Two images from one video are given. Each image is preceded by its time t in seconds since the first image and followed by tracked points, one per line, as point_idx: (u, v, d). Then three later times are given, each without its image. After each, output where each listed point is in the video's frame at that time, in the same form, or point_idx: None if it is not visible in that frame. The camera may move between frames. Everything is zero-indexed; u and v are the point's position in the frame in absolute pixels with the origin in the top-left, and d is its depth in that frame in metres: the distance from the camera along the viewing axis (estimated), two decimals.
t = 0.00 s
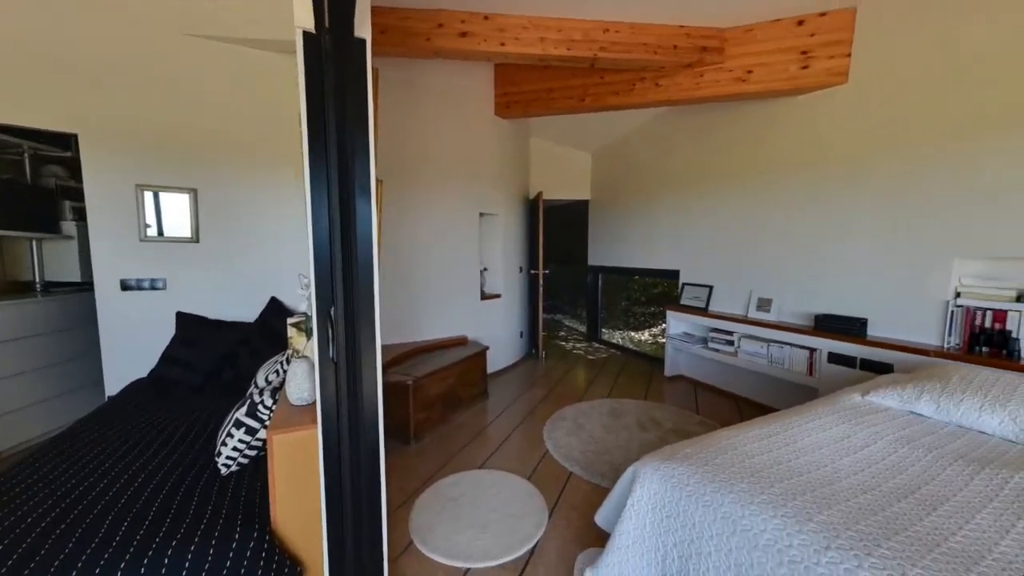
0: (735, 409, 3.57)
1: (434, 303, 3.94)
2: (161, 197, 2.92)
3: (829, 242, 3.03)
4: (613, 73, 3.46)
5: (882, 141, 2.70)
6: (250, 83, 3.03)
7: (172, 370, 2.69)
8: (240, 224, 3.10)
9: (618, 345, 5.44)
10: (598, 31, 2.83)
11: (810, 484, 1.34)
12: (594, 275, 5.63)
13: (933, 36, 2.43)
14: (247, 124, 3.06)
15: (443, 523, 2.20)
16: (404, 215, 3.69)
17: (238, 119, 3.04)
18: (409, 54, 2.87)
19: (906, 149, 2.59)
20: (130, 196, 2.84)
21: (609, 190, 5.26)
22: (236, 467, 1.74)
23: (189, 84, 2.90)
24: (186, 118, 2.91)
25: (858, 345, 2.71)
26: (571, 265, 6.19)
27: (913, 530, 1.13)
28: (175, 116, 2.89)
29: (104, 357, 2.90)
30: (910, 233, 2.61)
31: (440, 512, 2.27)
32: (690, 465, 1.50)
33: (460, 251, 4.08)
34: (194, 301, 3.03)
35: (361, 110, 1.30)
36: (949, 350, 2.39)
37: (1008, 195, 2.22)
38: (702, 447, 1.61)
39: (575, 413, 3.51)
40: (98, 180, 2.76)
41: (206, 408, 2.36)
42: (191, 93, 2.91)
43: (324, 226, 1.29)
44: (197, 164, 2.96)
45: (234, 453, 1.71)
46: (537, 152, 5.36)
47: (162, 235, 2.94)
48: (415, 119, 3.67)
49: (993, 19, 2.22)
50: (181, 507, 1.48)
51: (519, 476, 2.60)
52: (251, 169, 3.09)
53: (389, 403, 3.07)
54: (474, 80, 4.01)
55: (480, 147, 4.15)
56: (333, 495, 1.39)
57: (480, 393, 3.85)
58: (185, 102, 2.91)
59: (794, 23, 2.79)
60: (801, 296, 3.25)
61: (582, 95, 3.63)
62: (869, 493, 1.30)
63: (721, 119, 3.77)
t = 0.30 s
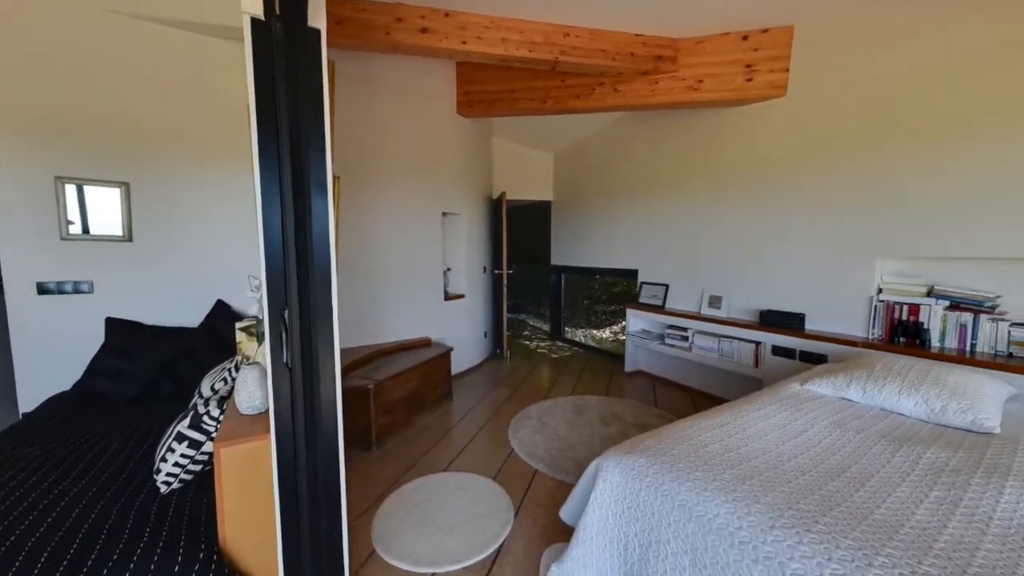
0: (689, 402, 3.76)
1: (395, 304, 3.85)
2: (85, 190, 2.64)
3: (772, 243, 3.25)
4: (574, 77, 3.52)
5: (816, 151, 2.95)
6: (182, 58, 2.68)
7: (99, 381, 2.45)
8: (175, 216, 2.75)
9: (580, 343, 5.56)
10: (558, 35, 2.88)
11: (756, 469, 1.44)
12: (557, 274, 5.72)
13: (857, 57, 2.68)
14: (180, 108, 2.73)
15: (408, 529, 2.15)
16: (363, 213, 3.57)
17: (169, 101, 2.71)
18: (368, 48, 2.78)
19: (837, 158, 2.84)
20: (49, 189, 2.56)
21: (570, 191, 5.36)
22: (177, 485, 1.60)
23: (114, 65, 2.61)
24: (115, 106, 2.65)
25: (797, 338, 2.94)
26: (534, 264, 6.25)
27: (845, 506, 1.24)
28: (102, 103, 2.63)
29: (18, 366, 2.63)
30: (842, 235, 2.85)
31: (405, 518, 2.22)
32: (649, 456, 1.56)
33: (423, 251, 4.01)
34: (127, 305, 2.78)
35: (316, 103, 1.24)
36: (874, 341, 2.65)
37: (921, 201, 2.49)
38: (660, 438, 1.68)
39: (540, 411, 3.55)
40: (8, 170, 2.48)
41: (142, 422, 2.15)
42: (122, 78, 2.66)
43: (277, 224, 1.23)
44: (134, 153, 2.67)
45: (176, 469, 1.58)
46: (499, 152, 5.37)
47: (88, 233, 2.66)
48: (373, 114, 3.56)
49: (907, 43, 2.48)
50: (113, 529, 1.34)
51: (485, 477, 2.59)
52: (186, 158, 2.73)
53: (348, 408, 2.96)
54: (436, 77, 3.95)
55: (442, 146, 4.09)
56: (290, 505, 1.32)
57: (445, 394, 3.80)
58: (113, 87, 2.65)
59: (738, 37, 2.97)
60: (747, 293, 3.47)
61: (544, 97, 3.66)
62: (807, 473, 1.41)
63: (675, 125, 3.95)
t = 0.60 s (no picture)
0: (650, 396, 3.90)
1: (357, 305, 3.73)
2: None
3: (725, 244, 3.43)
4: (538, 79, 3.54)
5: (762, 158, 3.14)
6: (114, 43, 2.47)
7: (16, 394, 2.21)
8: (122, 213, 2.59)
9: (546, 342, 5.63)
10: (522, 36, 2.89)
11: (713, 458, 1.52)
12: (523, 274, 5.75)
13: (797, 72, 2.89)
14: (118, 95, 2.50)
15: (372, 537, 2.09)
16: (322, 212, 3.43)
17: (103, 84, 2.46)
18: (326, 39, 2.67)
19: (781, 165, 3.04)
20: None
21: (535, 192, 5.41)
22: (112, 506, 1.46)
23: (29, 39, 2.28)
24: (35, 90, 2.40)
25: (747, 334, 3.12)
26: (500, 264, 6.26)
27: (790, 488, 1.33)
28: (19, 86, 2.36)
29: None
30: (786, 237, 3.06)
31: (369, 526, 2.15)
32: (613, 450, 1.60)
33: (386, 251, 3.91)
34: (51, 309, 2.52)
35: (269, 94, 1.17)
36: (814, 335, 2.87)
37: (852, 206, 2.72)
38: (623, 432, 1.73)
39: (507, 410, 3.56)
40: None
41: (69, 437, 1.96)
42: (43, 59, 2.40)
43: (226, 222, 1.16)
44: (62, 144, 2.42)
45: (111, 489, 1.44)
46: (464, 152, 5.32)
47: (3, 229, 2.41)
48: (331, 109, 3.43)
49: (841, 61, 2.70)
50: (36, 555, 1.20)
51: (451, 479, 2.56)
52: (119, 151, 2.53)
53: (308, 415, 2.84)
54: (398, 73, 3.85)
55: (405, 143, 4.00)
56: (242, 518, 1.25)
57: (410, 397, 3.72)
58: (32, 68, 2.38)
59: (692, 48, 3.14)
60: (702, 292, 3.65)
61: (508, 98, 3.66)
62: (758, 460, 1.51)
63: (635, 129, 4.07)
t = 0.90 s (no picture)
0: (613, 392, 4.02)
1: (315, 308, 3.57)
2: None
3: (681, 245, 3.60)
4: (502, 79, 3.52)
5: (714, 163, 3.31)
6: (43, 18, 2.22)
7: None
8: (83, 205, 2.35)
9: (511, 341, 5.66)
10: (486, 36, 2.88)
11: (672, 449, 1.59)
12: (488, 275, 5.74)
13: (745, 83, 3.07)
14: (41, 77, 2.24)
15: (333, 548, 2.01)
16: (276, 210, 3.26)
17: (22, 65, 2.21)
18: (279, 28, 2.54)
19: (732, 170, 3.22)
20: None
21: (500, 192, 5.41)
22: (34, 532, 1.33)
23: None
24: None
25: (702, 329, 3.29)
26: (465, 264, 6.22)
27: (741, 474, 1.42)
28: None
29: None
30: (736, 238, 3.25)
31: (329, 537, 2.07)
32: (578, 446, 1.64)
33: (345, 251, 3.77)
34: None
35: (215, 84, 1.10)
36: (761, 329, 3.07)
37: (794, 209, 2.93)
38: (588, 428, 1.77)
39: (473, 411, 3.54)
40: None
41: None
42: None
43: (167, 221, 1.08)
44: None
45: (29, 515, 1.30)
46: (427, 150, 5.23)
47: None
48: (285, 102, 3.26)
49: (784, 75, 2.90)
50: None
51: (416, 484, 2.51)
52: (46, 142, 2.28)
53: (263, 424, 2.69)
54: (357, 67, 3.72)
55: (365, 139, 3.87)
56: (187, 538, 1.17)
57: (373, 401, 3.61)
58: None
59: (650, 57, 3.30)
60: (661, 290, 3.80)
61: (472, 98, 3.62)
62: (712, 449, 1.59)
63: (597, 132, 4.18)
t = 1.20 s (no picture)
0: (580, 390, 4.09)
1: (273, 310, 3.41)
2: None
3: (644, 245, 3.72)
4: (468, 78, 3.48)
5: (675, 167, 3.45)
6: None
7: None
8: None
9: (480, 342, 5.64)
10: (452, 34, 2.85)
11: (637, 443, 1.64)
12: (456, 275, 5.70)
13: (703, 91, 3.22)
14: None
15: (295, 560, 1.93)
16: (228, 207, 3.07)
17: None
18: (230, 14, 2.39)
19: (691, 174, 3.36)
20: None
21: (468, 191, 5.37)
22: None
23: None
24: None
25: (664, 326, 3.42)
26: (432, 264, 6.14)
27: (702, 464, 1.49)
28: None
29: None
30: (695, 240, 3.39)
31: (291, 549, 1.98)
32: (547, 444, 1.66)
33: (306, 251, 3.62)
34: None
35: (162, 71, 1.02)
36: (718, 326, 3.23)
37: (747, 211, 3.10)
38: (556, 426, 1.80)
39: (441, 413, 3.51)
40: None
41: None
42: None
43: (107, 217, 1.00)
44: None
45: None
46: (392, 147, 5.12)
47: None
48: (238, 93, 3.08)
49: (738, 84, 3.06)
50: None
51: (383, 489, 2.45)
52: None
53: (216, 434, 2.54)
54: (317, 59, 3.57)
55: (325, 135, 3.73)
56: (130, 559, 1.10)
57: (337, 406, 3.49)
58: None
59: (613, 62, 3.39)
60: (625, 290, 3.90)
61: (438, 96, 3.55)
62: (675, 441, 1.66)
63: (563, 133, 4.24)
